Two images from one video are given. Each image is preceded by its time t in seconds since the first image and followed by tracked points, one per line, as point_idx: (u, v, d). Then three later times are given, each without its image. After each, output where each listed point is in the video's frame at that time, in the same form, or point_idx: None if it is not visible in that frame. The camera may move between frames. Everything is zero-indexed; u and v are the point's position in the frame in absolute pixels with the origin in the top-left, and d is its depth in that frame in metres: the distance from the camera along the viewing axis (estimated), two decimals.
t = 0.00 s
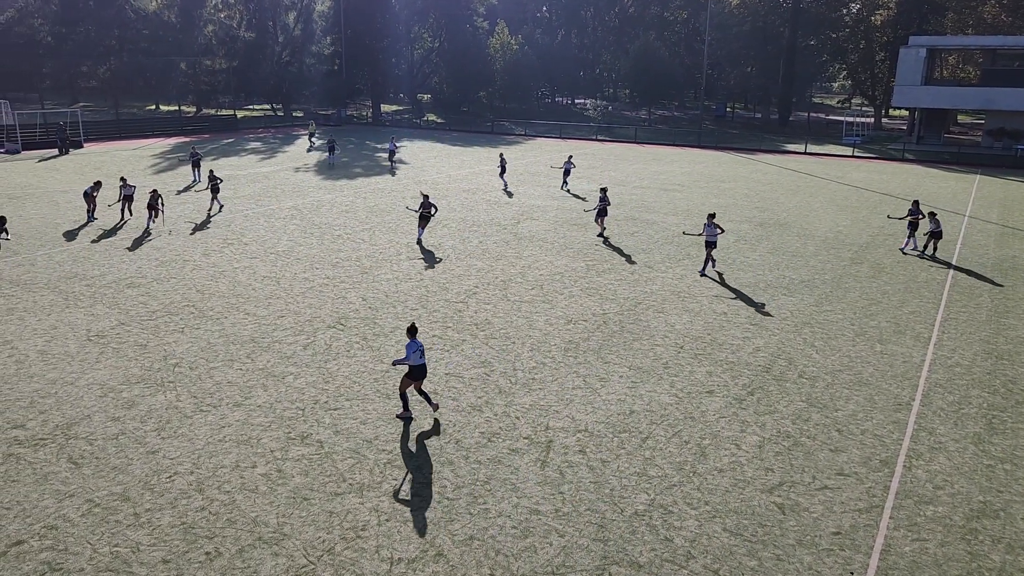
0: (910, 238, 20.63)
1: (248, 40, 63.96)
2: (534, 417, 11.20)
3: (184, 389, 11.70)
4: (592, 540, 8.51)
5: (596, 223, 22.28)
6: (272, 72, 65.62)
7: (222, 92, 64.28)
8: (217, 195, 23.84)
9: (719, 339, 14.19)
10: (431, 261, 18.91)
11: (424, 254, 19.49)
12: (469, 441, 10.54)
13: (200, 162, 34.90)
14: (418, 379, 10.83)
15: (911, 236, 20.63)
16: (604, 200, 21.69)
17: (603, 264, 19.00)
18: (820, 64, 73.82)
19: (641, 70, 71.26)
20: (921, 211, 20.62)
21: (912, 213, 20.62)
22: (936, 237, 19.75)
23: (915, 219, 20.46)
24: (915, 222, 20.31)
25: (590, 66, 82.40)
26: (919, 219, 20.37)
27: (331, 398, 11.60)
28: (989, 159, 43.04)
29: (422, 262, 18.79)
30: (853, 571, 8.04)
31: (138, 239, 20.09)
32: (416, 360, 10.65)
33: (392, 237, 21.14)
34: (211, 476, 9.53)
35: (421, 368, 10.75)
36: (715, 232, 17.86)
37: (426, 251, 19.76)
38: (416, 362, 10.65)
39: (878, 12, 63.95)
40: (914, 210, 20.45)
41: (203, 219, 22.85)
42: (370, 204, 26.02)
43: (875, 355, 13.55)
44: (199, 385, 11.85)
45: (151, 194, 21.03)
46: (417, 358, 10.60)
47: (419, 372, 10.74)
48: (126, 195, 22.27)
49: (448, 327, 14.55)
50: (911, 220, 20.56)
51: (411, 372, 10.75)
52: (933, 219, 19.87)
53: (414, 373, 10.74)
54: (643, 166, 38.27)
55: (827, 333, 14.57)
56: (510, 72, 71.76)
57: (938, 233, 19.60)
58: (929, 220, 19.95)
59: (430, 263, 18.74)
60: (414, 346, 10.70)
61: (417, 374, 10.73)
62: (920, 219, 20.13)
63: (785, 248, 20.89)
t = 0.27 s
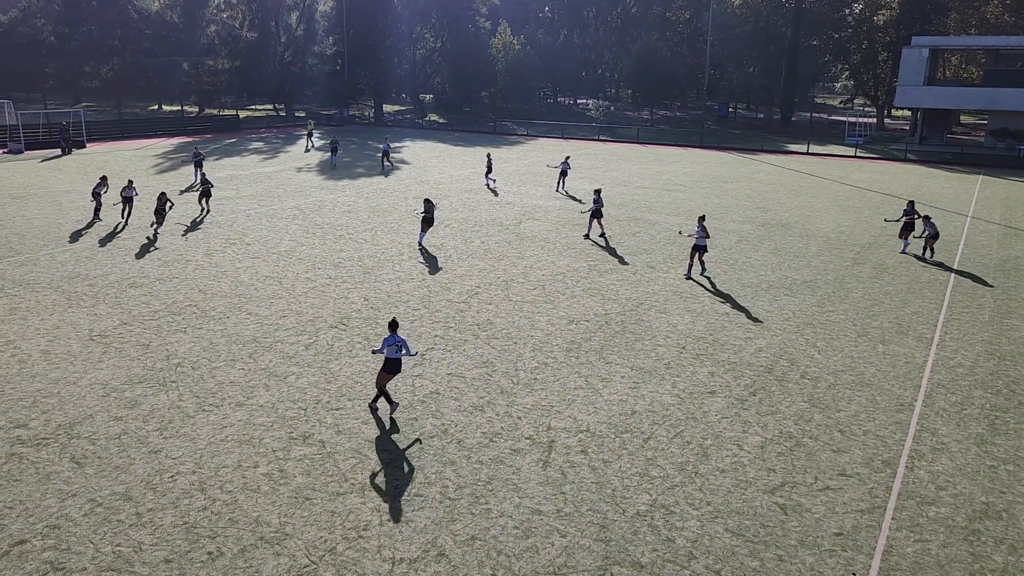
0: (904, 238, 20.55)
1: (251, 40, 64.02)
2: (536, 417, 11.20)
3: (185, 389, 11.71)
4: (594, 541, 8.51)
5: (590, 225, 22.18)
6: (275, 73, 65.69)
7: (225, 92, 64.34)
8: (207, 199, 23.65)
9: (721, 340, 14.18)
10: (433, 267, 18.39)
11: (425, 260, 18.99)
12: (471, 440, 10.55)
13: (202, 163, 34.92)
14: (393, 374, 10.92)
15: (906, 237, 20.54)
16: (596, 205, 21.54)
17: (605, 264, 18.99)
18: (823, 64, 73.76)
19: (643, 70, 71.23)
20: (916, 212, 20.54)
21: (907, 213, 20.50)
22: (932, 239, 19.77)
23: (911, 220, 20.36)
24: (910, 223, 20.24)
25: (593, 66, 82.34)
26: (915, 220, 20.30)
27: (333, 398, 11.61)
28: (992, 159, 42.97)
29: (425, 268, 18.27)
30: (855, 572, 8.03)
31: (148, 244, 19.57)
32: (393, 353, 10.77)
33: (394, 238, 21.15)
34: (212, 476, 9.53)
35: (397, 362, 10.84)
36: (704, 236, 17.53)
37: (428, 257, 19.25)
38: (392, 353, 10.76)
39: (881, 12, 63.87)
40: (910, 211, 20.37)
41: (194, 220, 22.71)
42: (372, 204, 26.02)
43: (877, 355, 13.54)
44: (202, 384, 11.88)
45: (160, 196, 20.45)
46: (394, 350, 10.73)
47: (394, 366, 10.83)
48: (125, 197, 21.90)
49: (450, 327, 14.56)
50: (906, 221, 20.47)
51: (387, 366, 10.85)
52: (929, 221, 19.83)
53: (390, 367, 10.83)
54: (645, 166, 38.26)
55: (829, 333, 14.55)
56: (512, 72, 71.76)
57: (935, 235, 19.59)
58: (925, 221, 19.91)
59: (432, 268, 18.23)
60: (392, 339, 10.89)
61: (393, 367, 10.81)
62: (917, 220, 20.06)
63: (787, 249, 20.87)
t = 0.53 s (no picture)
0: (897, 239, 20.54)
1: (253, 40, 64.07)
2: (537, 417, 11.20)
3: (187, 388, 11.72)
4: (595, 541, 8.51)
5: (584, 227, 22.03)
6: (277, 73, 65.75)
7: (227, 92, 64.39)
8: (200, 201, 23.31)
9: (723, 340, 14.17)
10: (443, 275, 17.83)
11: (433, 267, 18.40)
12: (472, 440, 10.56)
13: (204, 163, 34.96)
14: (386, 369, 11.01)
15: (899, 238, 20.53)
16: (592, 203, 21.36)
17: (606, 264, 18.99)
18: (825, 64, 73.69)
19: (645, 70, 71.23)
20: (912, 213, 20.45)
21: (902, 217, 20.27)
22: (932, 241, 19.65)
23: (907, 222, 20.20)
24: (906, 225, 20.16)
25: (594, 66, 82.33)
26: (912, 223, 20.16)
27: (335, 398, 11.62)
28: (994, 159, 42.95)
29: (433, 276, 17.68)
30: (856, 572, 8.02)
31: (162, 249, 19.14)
32: (381, 348, 10.88)
33: (396, 238, 21.16)
34: (214, 476, 9.54)
35: (386, 357, 10.89)
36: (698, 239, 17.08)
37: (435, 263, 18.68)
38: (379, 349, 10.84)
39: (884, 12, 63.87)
40: (907, 213, 20.26)
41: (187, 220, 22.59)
42: (374, 204, 26.03)
43: (879, 356, 13.53)
44: (204, 384, 11.89)
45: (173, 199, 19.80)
46: (379, 344, 10.81)
47: (383, 361, 10.89)
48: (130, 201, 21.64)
49: (452, 327, 14.56)
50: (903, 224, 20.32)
51: (376, 361, 10.96)
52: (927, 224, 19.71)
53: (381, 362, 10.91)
54: (646, 166, 38.27)
55: (831, 333, 14.55)
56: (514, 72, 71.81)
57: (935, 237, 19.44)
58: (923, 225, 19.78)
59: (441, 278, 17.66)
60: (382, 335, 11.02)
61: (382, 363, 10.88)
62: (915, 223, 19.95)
63: (789, 249, 20.86)
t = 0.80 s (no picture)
0: (900, 239, 20.46)
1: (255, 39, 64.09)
2: (539, 417, 11.20)
3: (189, 387, 11.73)
4: (597, 540, 8.50)
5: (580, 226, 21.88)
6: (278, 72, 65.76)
7: (229, 91, 64.41)
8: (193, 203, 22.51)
9: (725, 340, 14.16)
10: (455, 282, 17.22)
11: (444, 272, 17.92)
12: (474, 439, 10.56)
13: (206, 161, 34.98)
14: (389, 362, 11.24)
15: (901, 238, 20.44)
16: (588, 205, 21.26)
17: (608, 264, 18.99)
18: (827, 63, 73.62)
19: (647, 69, 71.20)
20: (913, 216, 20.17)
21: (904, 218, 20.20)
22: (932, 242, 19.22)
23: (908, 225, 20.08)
24: (908, 227, 19.94)
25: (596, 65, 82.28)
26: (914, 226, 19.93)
27: (337, 397, 11.62)
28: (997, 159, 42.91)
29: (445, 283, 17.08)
30: (858, 572, 8.02)
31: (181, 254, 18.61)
32: (383, 341, 11.17)
33: (397, 237, 21.15)
34: (216, 475, 9.55)
35: (386, 349, 11.16)
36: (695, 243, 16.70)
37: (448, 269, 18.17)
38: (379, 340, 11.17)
39: (886, 12, 63.80)
40: (908, 216, 20.06)
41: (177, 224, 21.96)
42: (376, 203, 26.02)
43: (881, 355, 13.51)
44: (206, 382, 11.90)
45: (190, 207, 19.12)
46: (378, 336, 11.14)
47: (384, 353, 11.15)
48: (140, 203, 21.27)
49: (453, 326, 14.56)
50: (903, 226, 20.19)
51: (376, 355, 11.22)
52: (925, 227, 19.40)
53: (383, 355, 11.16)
54: (648, 165, 38.27)
55: (833, 333, 14.54)
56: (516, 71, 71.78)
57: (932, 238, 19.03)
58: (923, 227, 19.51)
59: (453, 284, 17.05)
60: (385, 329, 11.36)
61: (382, 355, 11.14)
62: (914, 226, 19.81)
63: (791, 248, 20.84)
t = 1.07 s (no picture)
0: (908, 239, 20.29)
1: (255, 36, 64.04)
2: (540, 415, 11.20)
3: (190, 384, 11.74)
4: (597, 538, 8.51)
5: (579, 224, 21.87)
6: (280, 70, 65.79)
7: (230, 88, 64.40)
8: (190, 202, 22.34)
9: (726, 338, 14.16)
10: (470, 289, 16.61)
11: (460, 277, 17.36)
12: (476, 437, 10.56)
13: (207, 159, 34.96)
14: (400, 353, 11.56)
15: (910, 238, 20.27)
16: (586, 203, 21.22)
17: (609, 262, 18.98)
18: (828, 62, 73.56)
19: (648, 66, 71.12)
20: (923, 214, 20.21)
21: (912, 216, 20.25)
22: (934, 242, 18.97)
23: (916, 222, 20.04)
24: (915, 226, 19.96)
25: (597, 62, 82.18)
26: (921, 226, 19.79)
27: (338, 395, 11.63)
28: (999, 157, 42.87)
29: (460, 291, 16.49)
30: (858, 570, 8.02)
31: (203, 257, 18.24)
32: (398, 332, 11.52)
33: (398, 235, 21.14)
34: (218, 472, 9.56)
35: (399, 339, 11.48)
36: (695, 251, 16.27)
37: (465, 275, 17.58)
38: (393, 330, 11.53)
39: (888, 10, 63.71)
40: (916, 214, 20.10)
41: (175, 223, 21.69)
42: (377, 200, 26.00)
43: (882, 354, 13.52)
44: (207, 380, 11.91)
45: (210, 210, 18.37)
46: (392, 326, 11.52)
47: (397, 342, 11.47)
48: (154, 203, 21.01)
49: (454, 324, 14.56)
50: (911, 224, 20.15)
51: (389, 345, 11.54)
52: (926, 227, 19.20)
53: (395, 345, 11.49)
54: (648, 163, 38.26)
55: (834, 331, 14.54)
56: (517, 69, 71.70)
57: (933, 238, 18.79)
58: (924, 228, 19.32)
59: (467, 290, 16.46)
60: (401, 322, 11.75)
61: (395, 346, 11.48)
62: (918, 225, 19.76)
63: (793, 247, 20.82)
